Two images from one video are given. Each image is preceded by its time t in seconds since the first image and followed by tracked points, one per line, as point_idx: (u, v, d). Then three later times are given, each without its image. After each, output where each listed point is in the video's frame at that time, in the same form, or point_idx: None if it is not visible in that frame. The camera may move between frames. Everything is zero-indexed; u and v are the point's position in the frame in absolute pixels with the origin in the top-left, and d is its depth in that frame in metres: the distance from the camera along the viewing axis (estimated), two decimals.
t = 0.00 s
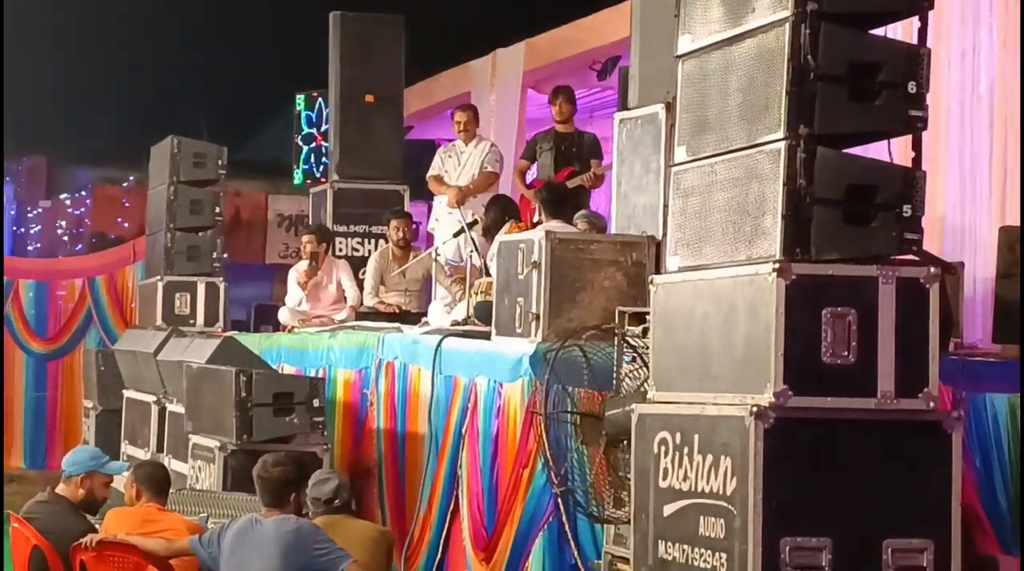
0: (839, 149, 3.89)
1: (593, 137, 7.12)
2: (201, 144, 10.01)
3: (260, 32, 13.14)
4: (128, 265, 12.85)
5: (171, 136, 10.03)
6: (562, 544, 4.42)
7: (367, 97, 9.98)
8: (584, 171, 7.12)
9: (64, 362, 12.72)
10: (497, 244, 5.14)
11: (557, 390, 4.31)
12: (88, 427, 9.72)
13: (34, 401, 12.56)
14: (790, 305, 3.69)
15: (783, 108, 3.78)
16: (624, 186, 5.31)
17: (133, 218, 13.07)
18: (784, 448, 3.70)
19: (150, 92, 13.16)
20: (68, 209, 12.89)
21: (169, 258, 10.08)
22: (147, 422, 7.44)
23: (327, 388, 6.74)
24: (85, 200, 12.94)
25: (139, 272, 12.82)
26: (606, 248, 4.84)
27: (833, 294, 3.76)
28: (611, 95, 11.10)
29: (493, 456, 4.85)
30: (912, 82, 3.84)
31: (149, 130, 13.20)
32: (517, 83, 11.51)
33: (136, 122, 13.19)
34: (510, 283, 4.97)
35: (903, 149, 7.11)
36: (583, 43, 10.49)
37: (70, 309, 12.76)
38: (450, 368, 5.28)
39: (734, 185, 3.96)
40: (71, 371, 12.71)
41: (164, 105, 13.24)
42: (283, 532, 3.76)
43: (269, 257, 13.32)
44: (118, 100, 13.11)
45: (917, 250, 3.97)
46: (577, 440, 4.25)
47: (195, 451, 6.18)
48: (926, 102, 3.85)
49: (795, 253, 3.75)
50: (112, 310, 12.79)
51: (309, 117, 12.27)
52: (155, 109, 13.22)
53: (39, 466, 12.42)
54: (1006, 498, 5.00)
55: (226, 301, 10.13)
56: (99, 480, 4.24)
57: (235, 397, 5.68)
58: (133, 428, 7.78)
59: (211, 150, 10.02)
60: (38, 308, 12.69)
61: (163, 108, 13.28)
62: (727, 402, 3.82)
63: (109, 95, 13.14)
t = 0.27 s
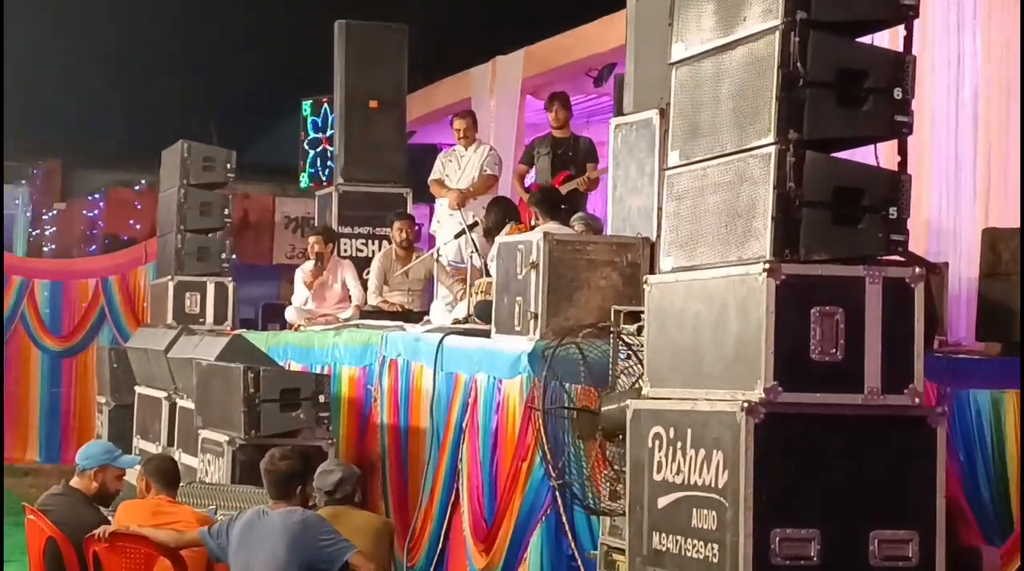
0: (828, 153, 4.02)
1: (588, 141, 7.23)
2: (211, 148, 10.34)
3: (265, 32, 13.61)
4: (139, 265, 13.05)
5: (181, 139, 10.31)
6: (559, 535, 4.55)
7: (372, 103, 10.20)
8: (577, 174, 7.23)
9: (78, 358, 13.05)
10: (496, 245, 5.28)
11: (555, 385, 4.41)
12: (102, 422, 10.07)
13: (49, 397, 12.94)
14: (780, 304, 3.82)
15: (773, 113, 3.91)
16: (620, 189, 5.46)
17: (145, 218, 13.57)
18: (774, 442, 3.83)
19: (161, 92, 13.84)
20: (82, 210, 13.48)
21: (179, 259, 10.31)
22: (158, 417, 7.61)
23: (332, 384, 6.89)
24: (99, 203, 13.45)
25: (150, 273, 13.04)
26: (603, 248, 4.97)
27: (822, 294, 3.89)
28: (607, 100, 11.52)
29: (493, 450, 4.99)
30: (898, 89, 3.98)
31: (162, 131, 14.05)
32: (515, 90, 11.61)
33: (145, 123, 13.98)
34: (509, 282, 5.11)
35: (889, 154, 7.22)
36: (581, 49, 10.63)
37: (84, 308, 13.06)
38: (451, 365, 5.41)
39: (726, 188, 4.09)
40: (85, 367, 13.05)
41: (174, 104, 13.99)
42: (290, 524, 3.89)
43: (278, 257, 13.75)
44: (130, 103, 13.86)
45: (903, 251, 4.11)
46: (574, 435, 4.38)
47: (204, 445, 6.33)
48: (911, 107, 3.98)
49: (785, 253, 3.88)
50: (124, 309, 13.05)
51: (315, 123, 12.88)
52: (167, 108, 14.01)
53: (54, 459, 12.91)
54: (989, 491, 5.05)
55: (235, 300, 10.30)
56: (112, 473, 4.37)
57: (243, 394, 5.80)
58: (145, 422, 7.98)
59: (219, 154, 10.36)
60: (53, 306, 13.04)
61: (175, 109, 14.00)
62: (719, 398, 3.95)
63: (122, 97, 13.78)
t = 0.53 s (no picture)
0: (819, 157, 4.13)
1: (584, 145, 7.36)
2: (221, 152, 10.65)
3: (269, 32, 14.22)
4: (151, 266, 13.97)
5: (191, 144, 10.62)
6: (558, 529, 4.67)
7: (376, 109, 10.36)
8: (573, 177, 7.35)
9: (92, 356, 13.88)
10: (497, 246, 5.41)
11: (553, 382, 4.54)
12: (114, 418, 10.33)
13: (62, 394, 13.72)
14: (773, 303, 3.93)
15: (765, 117, 4.03)
16: (618, 192, 5.58)
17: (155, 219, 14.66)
18: (766, 438, 3.94)
19: (168, 90, 14.26)
20: (95, 213, 14.44)
21: (189, 260, 10.66)
22: (168, 413, 7.73)
23: (337, 382, 7.02)
24: (111, 207, 14.51)
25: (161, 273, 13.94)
26: (600, 250, 5.09)
27: (813, 294, 4.00)
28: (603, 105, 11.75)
29: (493, 445, 5.11)
30: (887, 94, 4.10)
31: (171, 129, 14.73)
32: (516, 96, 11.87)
33: (156, 120, 14.64)
34: (510, 282, 5.23)
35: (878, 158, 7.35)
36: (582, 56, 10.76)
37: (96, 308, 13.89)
38: (453, 363, 5.53)
39: (720, 191, 4.20)
40: (99, 365, 13.90)
41: (181, 103, 14.47)
42: (296, 517, 4.00)
43: (284, 258, 14.58)
44: (138, 102, 14.32)
45: (893, 253, 4.22)
46: (573, 432, 4.50)
47: (213, 441, 6.45)
48: (900, 113, 4.10)
49: (778, 254, 3.99)
50: (136, 309, 13.91)
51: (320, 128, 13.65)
52: (175, 107, 14.52)
53: (66, 456, 13.58)
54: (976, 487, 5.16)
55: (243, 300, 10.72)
56: (123, 468, 4.49)
57: (251, 390, 5.90)
58: (155, 419, 8.12)
59: (228, 157, 10.69)
60: (67, 306, 13.86)
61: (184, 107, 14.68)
62: (713, 394, 4.07)
63: (130, 96, 14.25)
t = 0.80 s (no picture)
0: (809, 161, 4.25)
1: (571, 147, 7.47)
2: (228, 155, 10.77)
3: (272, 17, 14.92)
4: (160, 266, 13.93)
5: (199, 148, 10.78)
6: (556, 521, 4.79)
7: (380, 113, 10.52)
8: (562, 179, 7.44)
9: (104, 356, 13.91)
10: (496, 247, 5.53)
11: (551, 379, 4.70)
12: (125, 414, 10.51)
13: (75, 391, 13.88)
14: (765, 302, 4.05)
15: (757, 123, 4.15)
16: (613, 195, 5.71)
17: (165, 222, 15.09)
18: (758, 433, 4.05)
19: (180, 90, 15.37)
20: (108, 215, 14.98)
21: (198, 260, 10.80)
22: (178, 408, 7.86)
23: (342, 379, 7.16)
24: (123, 209, 15.05)
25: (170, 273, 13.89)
26: (597, 251, 5.22)
27: (804, 293, 4.12)
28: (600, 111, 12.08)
29: (494, 440, 5.23)
30: (875, 100, 4.22)
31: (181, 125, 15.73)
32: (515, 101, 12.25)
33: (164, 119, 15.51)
34: (509, 282, 5.35)
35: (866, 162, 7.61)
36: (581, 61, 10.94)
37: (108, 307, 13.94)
38: (454, 360, 5.66)
39: (714, 194, 4.33)
40: (109, 365, 13.90)
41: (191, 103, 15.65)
42: (302, 510, 4.13)
43: (290, 258, 15.02)
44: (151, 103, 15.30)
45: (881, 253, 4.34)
46: (570, 427, 4.63)
47: (221, 436, 6.57)
48: (888, 118, 4.22)
49: (769, 255, 4.11)
50: (146, 309, 13.90)
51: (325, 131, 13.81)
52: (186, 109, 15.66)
53: (80, 450, 13.95)
54: (962, 479, 5.33)
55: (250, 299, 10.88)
56: (134, 463, 4.62)
57: (258, 387, 6.00)
58: (165, 414, 8.25)
59: (236, 161, 10.80)
60: (79, 306, 13.95)
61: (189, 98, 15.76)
62: (706, 391, 4.19)
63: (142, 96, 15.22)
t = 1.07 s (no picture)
0: (800, 165, 4.39)
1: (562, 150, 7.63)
2: (238, 159, 10.92)
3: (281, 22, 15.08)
4: (173, 267, 14.24)
5: (209, 153, 10.94)
6: (555, 514, 4.93)
7: (384, 120, 10.68)
8: (553, 182, 7.62)
9: (117, 355, 14.23)
10: (498, 249, 5.67)
11: (551, 377, 4.80)
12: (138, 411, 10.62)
13: (88, 389, 14.12)
14: (757, 302, 4.18)
15: (750, 128, 4.29)
16: (611, 198, 5.85)
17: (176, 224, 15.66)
18: (751, 429, 4.18)
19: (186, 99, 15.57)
20: (120, 217, 15.39)
21: (208, 261, 10.96)
22: (189, 406, 7.98)
23: (347, 376, 7.30)
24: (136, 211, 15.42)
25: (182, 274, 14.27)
26: (595, 252, 5.36)
27: (795, 293, 4.25)
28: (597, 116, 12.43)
29: (495, 436, 5.36)
30: (865, 107, 4.33)
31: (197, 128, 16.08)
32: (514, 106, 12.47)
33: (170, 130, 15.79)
34: (509, 283, 5.49)
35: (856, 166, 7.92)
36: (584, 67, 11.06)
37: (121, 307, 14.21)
38: (457, 359, 5.80)
39: (708, 197, 4.47)
40: (122, 364, 14.23)
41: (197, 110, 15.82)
42: (309, 503, 4.27)
43: (298, 260, 15.30)
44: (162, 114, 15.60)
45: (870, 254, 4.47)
46: (569, 422, 4.76)
47: (230, 431, 6.68)
48: (877, 124, 4.34)
49: (761, 257, 4.24)
50: (159, 308, 14.25)
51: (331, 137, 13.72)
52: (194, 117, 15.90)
53: (93, 446, 14.19)
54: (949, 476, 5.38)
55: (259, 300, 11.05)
56: (146, 457, 4.76)
57: (265, 384, 6.13)
58: (177, 410, 8.37)
59: (245, 165, 10.93)
60: (93, 306, 14.17)
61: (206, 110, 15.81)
62: (701, 388, 4.32)
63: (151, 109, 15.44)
